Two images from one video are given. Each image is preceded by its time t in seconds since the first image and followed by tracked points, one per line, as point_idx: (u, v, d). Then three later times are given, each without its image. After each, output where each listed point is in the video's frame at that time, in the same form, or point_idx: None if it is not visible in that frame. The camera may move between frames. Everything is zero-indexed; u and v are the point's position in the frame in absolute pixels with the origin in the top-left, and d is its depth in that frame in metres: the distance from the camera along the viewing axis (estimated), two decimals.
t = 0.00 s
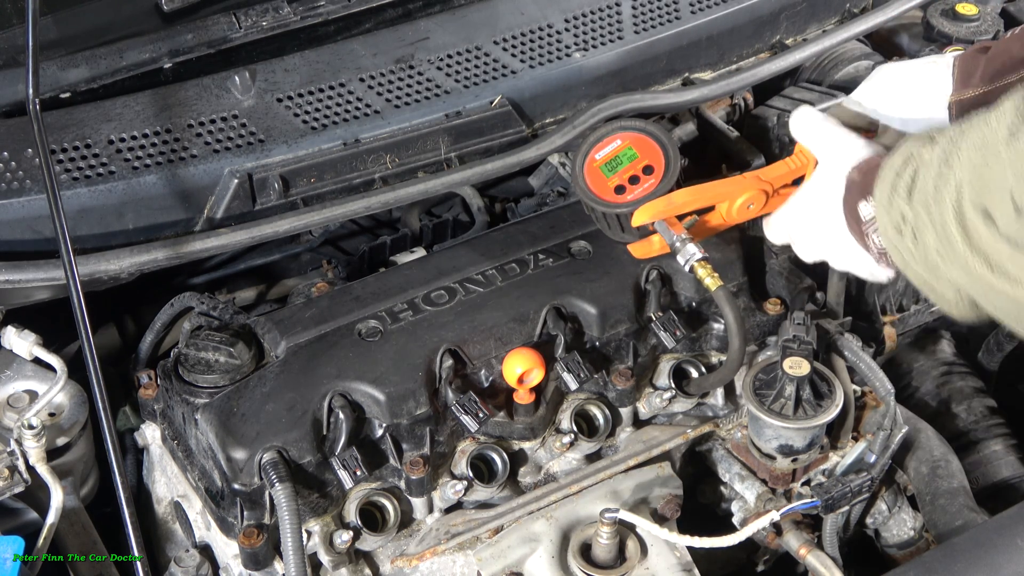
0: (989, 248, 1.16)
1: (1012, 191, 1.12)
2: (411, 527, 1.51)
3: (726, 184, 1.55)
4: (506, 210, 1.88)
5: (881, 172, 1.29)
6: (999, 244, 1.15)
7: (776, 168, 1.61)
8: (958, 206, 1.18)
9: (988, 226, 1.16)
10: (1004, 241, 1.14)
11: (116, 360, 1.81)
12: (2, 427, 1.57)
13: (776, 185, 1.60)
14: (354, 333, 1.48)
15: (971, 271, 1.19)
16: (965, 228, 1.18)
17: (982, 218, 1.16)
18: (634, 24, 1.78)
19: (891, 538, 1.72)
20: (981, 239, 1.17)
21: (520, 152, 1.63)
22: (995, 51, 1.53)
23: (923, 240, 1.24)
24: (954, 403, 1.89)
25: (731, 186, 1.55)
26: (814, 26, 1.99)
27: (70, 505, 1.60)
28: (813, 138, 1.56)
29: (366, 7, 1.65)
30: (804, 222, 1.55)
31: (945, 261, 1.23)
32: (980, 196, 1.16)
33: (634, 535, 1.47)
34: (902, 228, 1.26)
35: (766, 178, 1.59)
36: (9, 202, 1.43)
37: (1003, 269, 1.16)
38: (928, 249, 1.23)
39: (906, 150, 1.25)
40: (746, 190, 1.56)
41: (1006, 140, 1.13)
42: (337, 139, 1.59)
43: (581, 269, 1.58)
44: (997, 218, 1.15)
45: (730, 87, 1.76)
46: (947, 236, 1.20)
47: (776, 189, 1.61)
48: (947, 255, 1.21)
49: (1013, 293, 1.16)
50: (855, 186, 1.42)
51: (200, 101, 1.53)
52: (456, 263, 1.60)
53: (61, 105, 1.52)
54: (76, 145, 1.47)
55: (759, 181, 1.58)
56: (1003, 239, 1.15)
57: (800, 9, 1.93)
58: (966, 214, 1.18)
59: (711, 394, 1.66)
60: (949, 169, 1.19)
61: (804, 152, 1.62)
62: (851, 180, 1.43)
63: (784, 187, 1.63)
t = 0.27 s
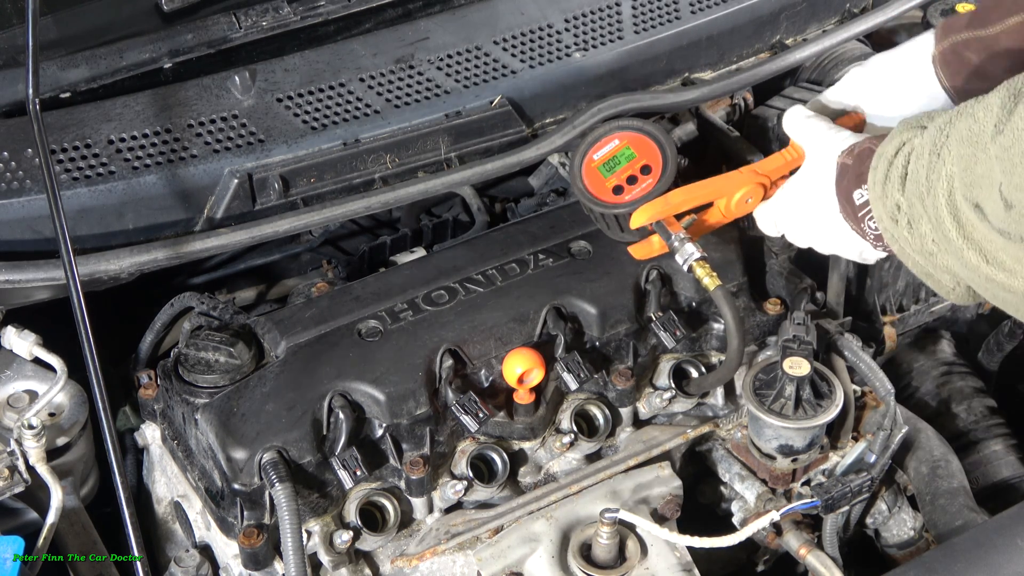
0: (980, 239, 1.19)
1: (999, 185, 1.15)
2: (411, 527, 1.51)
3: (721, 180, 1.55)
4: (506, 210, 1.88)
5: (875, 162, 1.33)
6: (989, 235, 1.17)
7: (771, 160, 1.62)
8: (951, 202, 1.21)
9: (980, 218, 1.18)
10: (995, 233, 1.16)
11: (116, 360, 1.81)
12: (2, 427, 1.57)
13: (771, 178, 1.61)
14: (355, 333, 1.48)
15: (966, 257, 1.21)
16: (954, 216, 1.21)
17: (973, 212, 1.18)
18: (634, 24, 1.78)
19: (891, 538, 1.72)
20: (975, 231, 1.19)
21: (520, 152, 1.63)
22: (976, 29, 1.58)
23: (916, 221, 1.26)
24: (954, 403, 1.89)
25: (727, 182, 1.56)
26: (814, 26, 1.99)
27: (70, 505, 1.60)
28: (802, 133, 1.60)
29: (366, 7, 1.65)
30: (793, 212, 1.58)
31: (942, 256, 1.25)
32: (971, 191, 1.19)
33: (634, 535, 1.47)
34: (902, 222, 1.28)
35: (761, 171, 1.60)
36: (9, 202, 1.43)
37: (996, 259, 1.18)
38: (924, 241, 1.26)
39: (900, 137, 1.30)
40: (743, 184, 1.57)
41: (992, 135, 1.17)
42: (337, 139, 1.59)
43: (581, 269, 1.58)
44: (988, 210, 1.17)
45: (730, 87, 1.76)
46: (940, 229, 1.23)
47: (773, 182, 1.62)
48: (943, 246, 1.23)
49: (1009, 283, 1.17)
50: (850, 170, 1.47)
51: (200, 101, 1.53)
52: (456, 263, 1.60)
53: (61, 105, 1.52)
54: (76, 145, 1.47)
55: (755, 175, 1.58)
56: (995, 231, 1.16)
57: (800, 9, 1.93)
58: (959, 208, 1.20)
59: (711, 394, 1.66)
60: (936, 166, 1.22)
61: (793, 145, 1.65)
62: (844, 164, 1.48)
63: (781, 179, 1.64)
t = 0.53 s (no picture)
0: (990, 251, 1.15)
1: (1004, 196, 1.12)
2: (411, 527, 1.51)
3: (721, 176, 1.54)
4: (506, 210, 1.88)
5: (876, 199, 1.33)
6: (999, 247, 1.13)
7: (767, 153, 1.60)
8: (957, 217, 1.18)
9: (987, 230, 1.14)
10: (1003, 243, 1.13)
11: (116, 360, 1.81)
12: (2, 427, 1.57)
13: (769, 170, 1.60)
14: (355, 333, 1.48)
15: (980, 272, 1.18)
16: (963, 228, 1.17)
17: (981, 223, 1.15)
18: (634, 24, 1.78)
19: (891, 538, 1.72)
20: (984, 243, 1.16)
21: (520, 153, 1.63)
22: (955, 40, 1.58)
23: (924, 239, 1.24)
24: (954, 403, 1.89)
25: (725, 178, 1.54)
26: (814, 26, 1.99)
27: (70, 505, 1.60)
28: (794, 137, 1.64)
29: (367, 7, 1.64)
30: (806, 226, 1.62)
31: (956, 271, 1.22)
32: (976, 203, 1.15)
33: (634, 535, 1.47)
34: (912, 240, 1.26)
35: (758, 165, 1.59)
36: (8, 202, 1.43)
37: (1010, 271, 1.15)
38: (935, 257, 1.24)
39: (896, 160, 1.30)
40: (741, 179, 1.55)
41: (994, 146, 1.15)
42: (337, 139, 1.59)
43: (581, 270, 1.58)
44: (995, 220, 1.14)
45: (730, 87, 1.76)
46: (950, 245, 1.20)
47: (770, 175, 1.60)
48: (954, 261, 1.21)
49: None
50: (848, 196, 1.48)
51: (200, 101, 1.53)
52: (456, 263, 1.60)
53: (61, 105, 1.52)
54: (76, 145, 1.47)
55: (752, 169, 1.57)
56: (1002, 242, 1.13)
57: (800, 9, 1.93)
58: (966, 221, 1.17)
59: (711, 394, 1.67)
60: (937, 182, 1.20)
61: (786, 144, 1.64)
62: (840, 190, 1.49)
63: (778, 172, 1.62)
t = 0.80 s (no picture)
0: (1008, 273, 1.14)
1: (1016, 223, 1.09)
2: (411, 527, 1.51)
3: (725, 180, 1.55)
4: (506, 210, 1.88)
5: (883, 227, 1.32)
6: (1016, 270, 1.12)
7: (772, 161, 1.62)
8: (970, 242, 1.16)
9: (1002, 254, 1.13)
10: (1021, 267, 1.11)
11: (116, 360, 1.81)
12: (2, 427, 1.57)
13: (773, 178, 1.61)
14: (354, 333, 1.48)
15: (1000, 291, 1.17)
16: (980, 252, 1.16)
17: (996, 247, 1.13)
18: (634, 24, 1.78)
19: (891, 538, 1.72)
20: (999, 265, 1.14)
21: (520, 153, 1.63)
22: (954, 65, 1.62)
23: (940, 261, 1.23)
24: (954, 403, 1.89)
25: (729, 183, 1.55)
26: (814, 26, 1.99)
27: (70, 505, 1.60)
28: (797, 148, 1.59)
29: (367, 7, 1.65)
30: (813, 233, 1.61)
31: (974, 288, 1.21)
32: (989, 228, 1.13)
33: (634, 535, 1.47)
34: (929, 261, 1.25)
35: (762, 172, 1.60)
36: (8, 202, 1.43)
37: None
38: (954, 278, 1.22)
39: (902, 182, 1.28)
40: (744, 185, 1.56)
41: (1003, 173, 1.12)
42: (337, 139, 1.59)
43: (581, 270, 1.58)
44: (1010, 244, 1.12)
45: (731, 87, 1.76)
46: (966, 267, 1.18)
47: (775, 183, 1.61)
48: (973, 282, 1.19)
49: None
50: (855, 221, 1.43)
51: (200, 101, 1.53)
52: (456, 263, 1.60)
53: (61, 104, 1.52)
54: (76, 145, 1.47)
55: (756, 175, 1.58)
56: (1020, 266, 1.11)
57: (800, 9, 1.93)
58: (980, 245, 1.16)
59: (711, 394, 1.67)
60: (948, 209, 1.18)
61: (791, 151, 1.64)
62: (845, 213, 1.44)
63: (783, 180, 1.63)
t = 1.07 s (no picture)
0: (990, 247, 1.15)
1: (1003, 192, 1.11)
2: (411, 527, 1.51)
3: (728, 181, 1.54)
4: (506, 210, 1.88)
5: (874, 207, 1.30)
6: (998, 245, 1.13)
7: (776, 162, 1.61)
8: (955, 214, 1.17)
9: (986, 226, 1.14)
10: (1003, 240, 1.12)
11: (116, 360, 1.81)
12: (2, 427, 1.57)
13: (777, 180, 1.60)
14: (354, 333, 1.48)
15: (979, 269, 1.17)
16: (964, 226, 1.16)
17: (980, 220, 1.14)
18: (634, 24, 1.78)
19: (891, 538, 1.72)
20: (982, 240, 1.15)
21: (520, 153, 1.63)
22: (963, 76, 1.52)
23: (922, 238, 1.23)
24: (954, 403, 1.89)
25: (732, 183, 1.55)
26: (814, 26, 1.99)
27: (70, 505, 1.60)
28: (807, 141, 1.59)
29: (367, 7, 1.65)
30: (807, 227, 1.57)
31: (953, 268, 1.22)
32: (975, 199, 1.14)
33: (634, 535, 1.47)
34: (911, 241, 1.25)
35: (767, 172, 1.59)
36: (8, 202, 1.43)
37: (1008, 268, 1.14)
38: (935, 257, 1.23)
39: (895, 160, 1.28)
40: (748, 185, 1.55)
41: (992, 143, 1.13)
42: (336, 139, 1.59)
43: (581, 270, 1.58)
44: (994, 216, 1.13)
45: (731, 87, 1.76)
46: (948, 242, 1.19)
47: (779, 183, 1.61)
48: (952, 260, 1.20)
49: None
50: (849, 199, 1.42)
51: (200, 101, 1.53)
52: (456, 263, 1.60)
53: (61, 105, 1.52)
54: (76, 145, 1.47)
55: (760, 176, 1.57)
56: (1002, 239, 1.12)
57: (800, 9, 1.93)
58: (965, 220, 1.16)
59: (711, 394, 1.67)
60: (937, 181, 1.19)
61: (798, 150, 1.64)
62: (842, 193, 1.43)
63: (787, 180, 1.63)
